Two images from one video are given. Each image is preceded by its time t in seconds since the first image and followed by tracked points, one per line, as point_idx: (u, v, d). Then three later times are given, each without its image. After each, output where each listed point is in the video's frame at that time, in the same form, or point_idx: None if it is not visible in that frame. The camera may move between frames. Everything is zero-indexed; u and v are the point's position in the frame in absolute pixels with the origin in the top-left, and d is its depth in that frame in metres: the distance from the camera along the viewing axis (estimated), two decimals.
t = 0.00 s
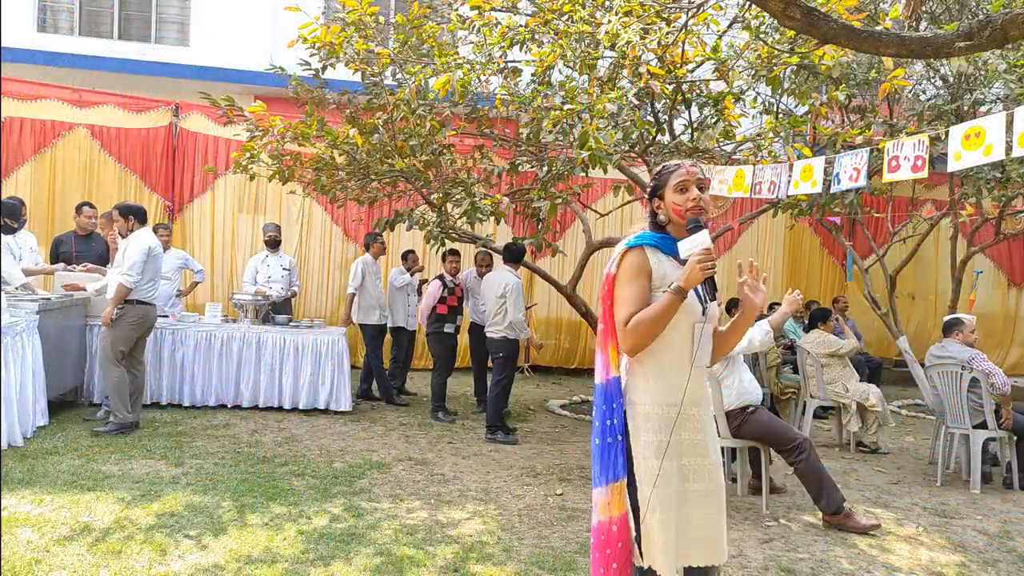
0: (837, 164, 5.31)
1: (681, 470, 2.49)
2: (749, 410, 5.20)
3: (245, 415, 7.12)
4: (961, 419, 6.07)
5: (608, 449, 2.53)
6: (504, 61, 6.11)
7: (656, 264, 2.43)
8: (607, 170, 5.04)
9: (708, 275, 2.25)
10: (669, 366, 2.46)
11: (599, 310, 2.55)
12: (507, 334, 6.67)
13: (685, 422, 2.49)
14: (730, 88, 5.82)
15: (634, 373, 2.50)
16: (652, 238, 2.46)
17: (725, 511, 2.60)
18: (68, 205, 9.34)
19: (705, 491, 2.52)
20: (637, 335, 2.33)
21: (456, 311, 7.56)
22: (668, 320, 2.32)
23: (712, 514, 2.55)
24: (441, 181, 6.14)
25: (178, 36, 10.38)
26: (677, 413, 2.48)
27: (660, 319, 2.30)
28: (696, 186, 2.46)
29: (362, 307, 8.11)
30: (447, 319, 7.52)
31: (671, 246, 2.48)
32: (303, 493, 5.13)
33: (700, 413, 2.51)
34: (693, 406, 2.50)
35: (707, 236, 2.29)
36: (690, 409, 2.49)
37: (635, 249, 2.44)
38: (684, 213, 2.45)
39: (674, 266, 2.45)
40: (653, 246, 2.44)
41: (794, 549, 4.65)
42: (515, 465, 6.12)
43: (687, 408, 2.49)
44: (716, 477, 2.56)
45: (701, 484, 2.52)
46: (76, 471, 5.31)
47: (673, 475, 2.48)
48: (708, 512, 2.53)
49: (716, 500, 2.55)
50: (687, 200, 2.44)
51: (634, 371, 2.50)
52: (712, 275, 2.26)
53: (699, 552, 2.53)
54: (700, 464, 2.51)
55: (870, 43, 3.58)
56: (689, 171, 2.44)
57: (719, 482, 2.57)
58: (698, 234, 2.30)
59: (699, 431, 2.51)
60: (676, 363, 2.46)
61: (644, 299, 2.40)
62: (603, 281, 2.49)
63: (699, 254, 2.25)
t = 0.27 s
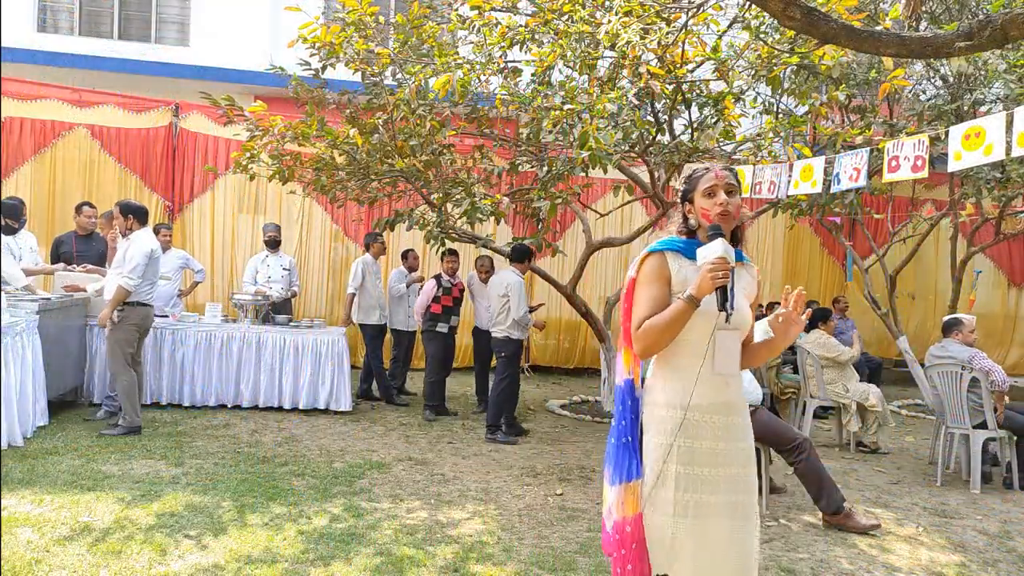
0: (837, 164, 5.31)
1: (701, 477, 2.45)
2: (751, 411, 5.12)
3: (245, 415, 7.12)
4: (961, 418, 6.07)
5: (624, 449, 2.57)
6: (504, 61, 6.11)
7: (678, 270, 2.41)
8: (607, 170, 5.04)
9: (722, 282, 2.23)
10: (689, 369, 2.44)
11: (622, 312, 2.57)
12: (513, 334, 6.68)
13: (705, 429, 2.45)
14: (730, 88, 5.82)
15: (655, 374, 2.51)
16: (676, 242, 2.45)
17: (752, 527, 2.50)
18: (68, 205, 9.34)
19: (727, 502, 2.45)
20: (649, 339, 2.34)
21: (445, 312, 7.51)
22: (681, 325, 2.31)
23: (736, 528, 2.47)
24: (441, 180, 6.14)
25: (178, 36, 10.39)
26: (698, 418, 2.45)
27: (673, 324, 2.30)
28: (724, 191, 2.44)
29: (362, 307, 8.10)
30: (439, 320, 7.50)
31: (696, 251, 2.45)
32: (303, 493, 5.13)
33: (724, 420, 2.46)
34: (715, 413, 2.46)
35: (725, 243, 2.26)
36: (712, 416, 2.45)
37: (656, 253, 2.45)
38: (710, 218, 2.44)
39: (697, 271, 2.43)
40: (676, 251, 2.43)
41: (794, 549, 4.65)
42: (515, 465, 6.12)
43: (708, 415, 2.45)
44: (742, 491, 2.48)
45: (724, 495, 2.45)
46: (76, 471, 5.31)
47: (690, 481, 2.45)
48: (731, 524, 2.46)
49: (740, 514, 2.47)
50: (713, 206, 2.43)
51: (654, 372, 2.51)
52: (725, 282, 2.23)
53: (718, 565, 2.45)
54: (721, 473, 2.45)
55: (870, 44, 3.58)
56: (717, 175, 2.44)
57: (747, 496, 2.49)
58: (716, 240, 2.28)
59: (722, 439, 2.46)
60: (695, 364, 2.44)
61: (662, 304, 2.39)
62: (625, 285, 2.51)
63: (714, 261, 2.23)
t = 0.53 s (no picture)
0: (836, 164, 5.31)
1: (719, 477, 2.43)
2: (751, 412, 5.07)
3: (245, 415, 7.12)
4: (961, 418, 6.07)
5: (645, 444, 2.58)
6: (504, 61, 6.12)
7: (706, 268, 2.42)
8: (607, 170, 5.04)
9: (739, 280, 2.22)
10: (714, 368, 2.42)
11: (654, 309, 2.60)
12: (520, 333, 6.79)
13: (728, 429, 2.43)
14: (730, 88, 5.82)
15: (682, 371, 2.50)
16: (706, 241, 2.46)
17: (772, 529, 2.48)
18: (68, 205, 9.34)
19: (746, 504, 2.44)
20: (670, 336, 2.36)
21: (434, 312, 7.43)
22: (701, 323, 2.32)
23: (754, 529, 2.46)
24: (441, 180, 6.14)
25: (178, 36, 10.39)
26: (721, 417, 2.43)
27: (694, 322, 2.31)
28: (756, 189, 2.43)
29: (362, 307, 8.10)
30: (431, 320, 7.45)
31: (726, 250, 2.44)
32: (303, 493, 5.13)
33: (747, 421, 2.43)
34: (737, 414, 2.43)
35: (745, 241, 2.24)
36: (734, 416, 2.43)
37: (685, 252, 2.46)
38: (740, 216, 2.45)
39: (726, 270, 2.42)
40: (704, 249, 2.45)
41: (794, 549, 4.65)
42: (515, 465, 6.12)
43: (730, 415, 2.43)
44: (761, 493, 2.46)
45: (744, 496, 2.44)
46: (76, 471, 5.31)
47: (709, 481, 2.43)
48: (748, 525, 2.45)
49: (759, 516, 2.46)
50: (744, 204, 2.44)
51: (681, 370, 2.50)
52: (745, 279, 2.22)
53: (736, 568, 2.44)
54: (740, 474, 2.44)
55: (869, 43, 3.58)
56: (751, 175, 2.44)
57: (767, 498, 2.47)
58: (735, 238, 2.26)
59: (743, 439, 2.43)
60: (722, 365, 2.43)
61: (688, 301, 2.41)
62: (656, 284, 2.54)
63: (733, 260, 2.21)
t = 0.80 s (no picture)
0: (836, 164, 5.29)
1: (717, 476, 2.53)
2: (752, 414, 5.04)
3: (245, 415, 7.12)
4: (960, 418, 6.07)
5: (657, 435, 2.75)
6: (504, 61, 6.11)
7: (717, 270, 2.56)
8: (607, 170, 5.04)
9: (733, 284, 2.36)
10: (718, 368, 2.54)
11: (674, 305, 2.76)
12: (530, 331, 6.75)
13: (727, 429, 2.53)
14: (730, 88, 5.81)
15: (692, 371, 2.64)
16: (719, 243, 2.58)
17: (774, 534, 2.53)
18: (68, 205, 9.34)
19: (743, 504, 2.52)
20: (674, 335, 2.54)
21: (416, 311, 7.41)
22: (703, 325, 2.48)
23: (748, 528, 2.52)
24: (441, 180, 6.13)
25: (178, 36, 10.39)
26: (721, 418, 2.53)
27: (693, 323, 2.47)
28: (773, 193, 2.49)
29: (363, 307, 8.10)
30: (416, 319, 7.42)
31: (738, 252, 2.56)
32: (303, 493, 5.13)
33: (748, 423, 2.52)
34: (739, 416, 2.52)
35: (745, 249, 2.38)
36: (734, 417, 2.52)
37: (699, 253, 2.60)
38: (757, 219, 2.53)
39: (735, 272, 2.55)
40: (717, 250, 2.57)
41: (794, 549, 4.65)
42: (515, 465, 6.12)
43: (730, 416, 2.52)
44: (762, 496, 2.52)
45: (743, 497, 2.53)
46: (76, 471, 5.31)
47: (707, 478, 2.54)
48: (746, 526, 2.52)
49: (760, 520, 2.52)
50: (760, 207, 2.51)
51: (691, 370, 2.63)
52: (738, 284, 2.36)
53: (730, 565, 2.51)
54: (739, 474, 2.53)
55: (869, 43, 3.58)
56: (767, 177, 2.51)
57: (769, 502, 2.53)
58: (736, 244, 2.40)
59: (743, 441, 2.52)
60: (723, 365, 2.54)
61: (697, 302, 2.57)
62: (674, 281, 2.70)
63: (728, 265, 2.36)
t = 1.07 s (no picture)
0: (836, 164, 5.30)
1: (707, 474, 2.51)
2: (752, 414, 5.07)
3: (245, 415, 7.12)
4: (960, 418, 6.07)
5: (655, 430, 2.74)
6: (504, 61, 6.12)
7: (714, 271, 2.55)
8: (607, 170, 5.04)
9: (722, 288, 2.37)
10: (714, 366, 2.52)
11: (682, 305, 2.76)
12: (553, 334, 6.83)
13: (718, 427, 2.49)
14: (730, 88, 5.81)
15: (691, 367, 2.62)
16: (719, 244, 2.56)
17: (763, 535, 2.50)
18: (68, 206, 9.35)
19: (732, 503, 2.50)
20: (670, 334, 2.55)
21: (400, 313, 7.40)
22: (698, 327, 2.50)
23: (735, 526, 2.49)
24: (441, 180, 6.14)
25: (178, 36, 10.39)
26: (713, 415, 2.50)
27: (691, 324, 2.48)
28: (767, 193, 2.47)
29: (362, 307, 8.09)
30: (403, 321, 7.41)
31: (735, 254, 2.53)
32: (303, 493, 5.13)
33: (741, 422, 2.48)
34: (731, 414, 2.48)
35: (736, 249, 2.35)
36: (725, 415, 2.49)
37: (701, 253, 2.59)
38: (750, 218, 2.52)
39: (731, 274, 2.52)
40: (717, 251, 2.56)
41: (794, 549, 4.65)
42: (515, 465, 6.12)
43: (722, 414, 2.49)
44: (753, 496, 2.49)
45: (732, 495, 2.50)
46: (76, 470, 5.31)
47: (696, 475, 2.51)
48: (734, 525, 2.50)
49: (749, 520, 2.49)
50: (754, 206, 2.50)
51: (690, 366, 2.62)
52: (726, 287, 2.36)
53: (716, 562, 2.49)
54: (730, 473, 2.49)
55: (869, 44, 3.58)
56: (765, 177, 2.47)
57: (760, 502, 2.49)
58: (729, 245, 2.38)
59: (735, 439, 2.48)
60: (718, 364, 2.52)
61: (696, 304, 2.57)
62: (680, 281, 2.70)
63: (715, 270, 2.36)
